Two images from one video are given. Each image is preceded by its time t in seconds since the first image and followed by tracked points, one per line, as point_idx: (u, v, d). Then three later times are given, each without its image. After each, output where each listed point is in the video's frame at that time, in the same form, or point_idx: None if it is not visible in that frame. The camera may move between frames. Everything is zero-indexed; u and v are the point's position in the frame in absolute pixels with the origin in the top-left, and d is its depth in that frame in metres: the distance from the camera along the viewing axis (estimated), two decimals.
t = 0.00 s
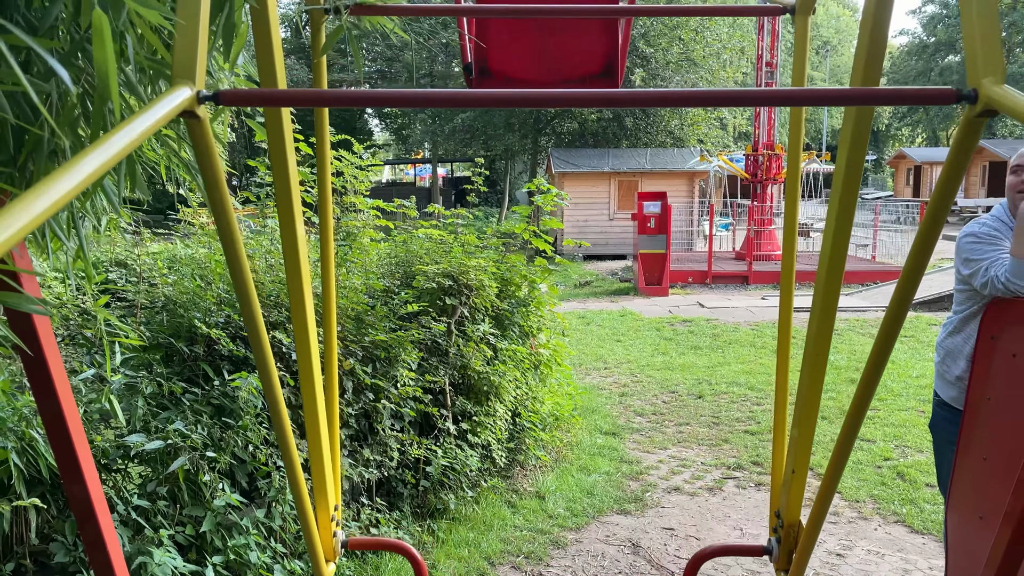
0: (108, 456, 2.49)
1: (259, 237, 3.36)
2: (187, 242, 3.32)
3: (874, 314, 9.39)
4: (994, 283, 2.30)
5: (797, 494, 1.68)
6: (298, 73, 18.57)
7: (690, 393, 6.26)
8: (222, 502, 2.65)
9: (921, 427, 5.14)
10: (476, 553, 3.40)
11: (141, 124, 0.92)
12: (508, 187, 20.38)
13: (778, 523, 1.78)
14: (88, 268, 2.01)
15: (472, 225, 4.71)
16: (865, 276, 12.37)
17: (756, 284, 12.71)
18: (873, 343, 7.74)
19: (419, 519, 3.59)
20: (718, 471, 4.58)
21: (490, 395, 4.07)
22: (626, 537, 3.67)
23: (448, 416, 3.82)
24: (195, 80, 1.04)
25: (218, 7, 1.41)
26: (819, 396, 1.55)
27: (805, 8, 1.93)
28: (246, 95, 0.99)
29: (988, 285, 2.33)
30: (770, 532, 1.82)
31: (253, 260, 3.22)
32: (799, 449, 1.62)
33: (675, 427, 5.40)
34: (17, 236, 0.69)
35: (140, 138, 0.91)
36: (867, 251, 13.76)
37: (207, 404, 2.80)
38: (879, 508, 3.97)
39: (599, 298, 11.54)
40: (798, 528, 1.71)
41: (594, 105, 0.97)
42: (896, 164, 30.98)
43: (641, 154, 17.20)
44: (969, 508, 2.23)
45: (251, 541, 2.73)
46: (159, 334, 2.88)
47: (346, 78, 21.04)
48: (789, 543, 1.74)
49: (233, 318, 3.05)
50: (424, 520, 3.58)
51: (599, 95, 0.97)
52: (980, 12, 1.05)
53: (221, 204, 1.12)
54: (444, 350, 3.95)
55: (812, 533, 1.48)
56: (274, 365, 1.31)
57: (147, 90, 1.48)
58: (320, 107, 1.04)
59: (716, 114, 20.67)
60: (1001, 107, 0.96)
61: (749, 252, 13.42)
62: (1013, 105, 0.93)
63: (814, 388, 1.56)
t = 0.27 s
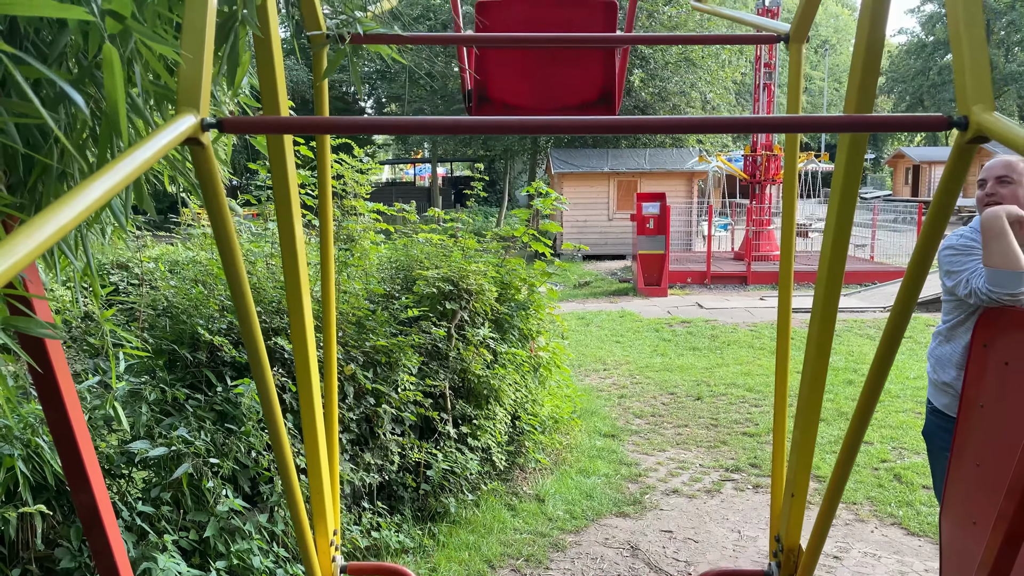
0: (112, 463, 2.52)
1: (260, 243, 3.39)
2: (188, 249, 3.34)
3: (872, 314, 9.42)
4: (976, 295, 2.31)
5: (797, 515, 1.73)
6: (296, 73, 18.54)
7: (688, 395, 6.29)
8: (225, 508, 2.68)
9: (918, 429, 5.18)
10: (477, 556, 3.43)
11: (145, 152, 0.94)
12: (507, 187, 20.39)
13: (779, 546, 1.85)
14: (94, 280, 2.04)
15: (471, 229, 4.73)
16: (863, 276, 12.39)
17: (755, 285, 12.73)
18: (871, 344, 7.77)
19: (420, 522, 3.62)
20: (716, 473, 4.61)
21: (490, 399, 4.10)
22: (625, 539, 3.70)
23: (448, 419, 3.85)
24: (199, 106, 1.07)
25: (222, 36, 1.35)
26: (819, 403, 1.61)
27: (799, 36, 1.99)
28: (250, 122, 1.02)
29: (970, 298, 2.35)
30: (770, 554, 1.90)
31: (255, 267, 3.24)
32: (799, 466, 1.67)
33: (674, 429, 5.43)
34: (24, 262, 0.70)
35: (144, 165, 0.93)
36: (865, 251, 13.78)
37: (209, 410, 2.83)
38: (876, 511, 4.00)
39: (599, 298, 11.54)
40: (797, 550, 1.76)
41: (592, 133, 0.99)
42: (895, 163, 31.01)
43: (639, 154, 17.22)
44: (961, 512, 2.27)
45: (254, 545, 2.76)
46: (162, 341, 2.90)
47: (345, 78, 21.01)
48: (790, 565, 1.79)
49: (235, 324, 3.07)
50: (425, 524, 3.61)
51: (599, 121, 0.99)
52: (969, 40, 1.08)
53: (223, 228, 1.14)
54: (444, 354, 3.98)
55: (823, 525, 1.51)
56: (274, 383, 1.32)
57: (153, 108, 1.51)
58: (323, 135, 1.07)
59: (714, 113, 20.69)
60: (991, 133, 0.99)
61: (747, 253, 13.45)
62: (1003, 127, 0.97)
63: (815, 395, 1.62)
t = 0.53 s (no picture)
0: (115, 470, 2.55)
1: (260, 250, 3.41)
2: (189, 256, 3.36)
3: (871, 316, 9.45)
4: (965, 304, 2.34)
5: (798, 542, 1.66)
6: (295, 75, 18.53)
7: (687, 397, 6.32)
8: (227, 514, 2.71)
9: (915, 432, 5.20)
10: (476, 560, 3.45)
11: (146, 179, 0.96)
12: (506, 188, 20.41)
13: None
14: (99, 294, 2.06)
15: (470, 234, 4.75)
16: (862, 277, 12.41)
17: (754, 286, 12.75)
18: (869, 346, 7.80)
19: (420, 527, 3.64)
20: (715, 476, 4.63)
21: (489, 403, 4.12)
22: (624, 544, 3.72)
23: (448, 424, 3.87)
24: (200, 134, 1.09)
25: (225, 65, 1.36)
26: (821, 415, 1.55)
27: (794, 64, 2.04)
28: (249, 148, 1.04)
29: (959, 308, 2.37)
30: None
31: (256, 275, 3.26)
32: (800, 482, 1.61)
33: (672, 432, 5.45)
34: (20, 288, 0.72)
35: (143, 194, 0.94)
36: (864, 252, 13.81)
37: (210, 417, 2.87)
38: (873, 514, 4.03)
39: (598, 300, 11.56)
40: None
41: (587, 158, 1.01)
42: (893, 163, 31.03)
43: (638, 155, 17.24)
44: (958, 521, 2.28)
45: (255, 551, 2.79)
46: (164, 348, 2.92)
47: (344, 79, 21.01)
48: None
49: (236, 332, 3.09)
50: (424, 529, 3.63)
51: (595, 147, 1.01)
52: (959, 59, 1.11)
53: (221, 251, 1.16)
54: (443, 359, 4.00)
55: (829, 537, 1.47)
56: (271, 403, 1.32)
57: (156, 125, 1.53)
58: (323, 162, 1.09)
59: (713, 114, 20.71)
60: (984, 159, 1.01)
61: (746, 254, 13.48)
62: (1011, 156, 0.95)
63: (818, 404, 1.56)
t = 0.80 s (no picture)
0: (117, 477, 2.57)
1: (261, 257, 3.42)
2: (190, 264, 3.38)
3: (869, 318, 9.47)
4: (965, 314, 2.34)
5: (800, 569, 1.62)
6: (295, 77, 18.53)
7: (686, 401, 6.34)
8: (228, 522, 2.73)
9: (912, 435, 5.22)
10: (476, 565, 3.47)
11: (151, 202, 0.97)
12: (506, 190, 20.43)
13: None
14: (101, 306, 2.08)
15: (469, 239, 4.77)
16: (860, 279, 12.43)
17: (753, 288, 12.77)
18: (867, 348, 7.82)
19: (420, 532, 3.66)
20: (713, 480, 4.65)
21: (489, 409, 4.14)
22: (623, 549, 3.74)
23: (448, 430, 3.89)
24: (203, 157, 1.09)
25: (228, 94, 1.37)
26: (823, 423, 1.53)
27: (790, 91, 2.08)
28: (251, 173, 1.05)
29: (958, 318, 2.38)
30: None
31: (257, 282, 3.28)
32: (801, 508, 1.58)
33: (671, 436, 5.47)
34: (22, 310, 0.73)
35: (148, 216, 0.96)
36: (863, 254, 13.83)
37: (212, 424, 2.88)
38: (871, 518, 4.05)
39: (598, 302, 11.57)
40: None
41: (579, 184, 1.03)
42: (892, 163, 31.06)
43: (637, 156, 17.26)
44: (956, 525, 2.29)
45: (256, 558, 2.81)
46: (165, 355, 2.94)
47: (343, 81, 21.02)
48: None
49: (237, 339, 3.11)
50: (424, 534, 3.65)
51: (593, 172, 1.02)
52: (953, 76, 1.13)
53: (222, 273, 1.17)
54: (443, 365, 4.02)
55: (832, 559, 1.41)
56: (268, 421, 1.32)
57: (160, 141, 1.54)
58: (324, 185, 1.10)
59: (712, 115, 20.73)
60: (979, 183, 1.02)
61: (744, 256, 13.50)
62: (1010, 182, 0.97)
63: (819, 412, 1.53)
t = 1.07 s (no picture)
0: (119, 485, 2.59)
1: (261, 265, 3.44)
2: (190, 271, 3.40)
3: (867, 320, 9.49)
4: (960, 326, 2.37)
5: None
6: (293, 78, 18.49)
7: (684, 405, 6.35)
8: (231, 529, 2.75)
9: (910, 440, 5.25)
10: (476, 571, 3.49)
11: (153, 229, 0.98)
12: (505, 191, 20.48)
13: None
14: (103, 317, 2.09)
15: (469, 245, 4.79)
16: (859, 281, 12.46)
17: (751, 290, 12.78)
18: (865, 352, 7.84)
19: (420, 538, 3.67)
20: (712, 485, 4.67)
21: (489, 414, 4.16)
22: (622, 554, 3.77)
23: (448, 436, 3.91)
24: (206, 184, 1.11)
25: (239, 122, 1.37)
26: (824, 431, 1.59)
27: (787, 117, 2.12)
28: (253, 200, 1.07)
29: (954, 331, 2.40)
30: None
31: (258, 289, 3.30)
32: (804, 530, 1.65)
33: (670, 440, 5.49)
34: (21, 341, 0.74)
35: (148, 243, 0.97)
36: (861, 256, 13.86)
37: (213, 432, 2.92)
38: (868, 523, 4.07)
39: (597, 305, 11.58)
40: None
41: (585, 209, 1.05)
42: (891, 165, 31.10)
43: (636, 158, 17.27)
44: (952, 531, 2.32)
45: (258, 565, 2.82)
46: (166, 363, 2.96)
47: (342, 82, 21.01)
48: None
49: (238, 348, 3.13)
50: (424, 540, 3.66)
51: (597, 199, 1.04)
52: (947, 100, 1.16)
53: (223, 297, 1.18)
54: (443, 371, 4.04)
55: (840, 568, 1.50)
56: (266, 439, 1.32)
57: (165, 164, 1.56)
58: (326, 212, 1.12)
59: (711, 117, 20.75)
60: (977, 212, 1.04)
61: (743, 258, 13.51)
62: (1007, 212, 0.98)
63: (820, 423, 1.59)
